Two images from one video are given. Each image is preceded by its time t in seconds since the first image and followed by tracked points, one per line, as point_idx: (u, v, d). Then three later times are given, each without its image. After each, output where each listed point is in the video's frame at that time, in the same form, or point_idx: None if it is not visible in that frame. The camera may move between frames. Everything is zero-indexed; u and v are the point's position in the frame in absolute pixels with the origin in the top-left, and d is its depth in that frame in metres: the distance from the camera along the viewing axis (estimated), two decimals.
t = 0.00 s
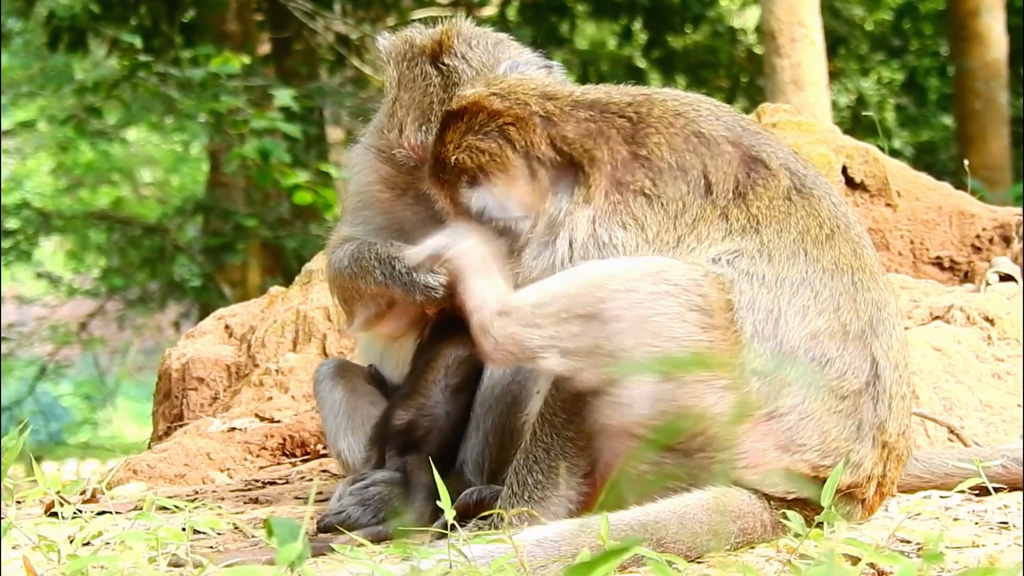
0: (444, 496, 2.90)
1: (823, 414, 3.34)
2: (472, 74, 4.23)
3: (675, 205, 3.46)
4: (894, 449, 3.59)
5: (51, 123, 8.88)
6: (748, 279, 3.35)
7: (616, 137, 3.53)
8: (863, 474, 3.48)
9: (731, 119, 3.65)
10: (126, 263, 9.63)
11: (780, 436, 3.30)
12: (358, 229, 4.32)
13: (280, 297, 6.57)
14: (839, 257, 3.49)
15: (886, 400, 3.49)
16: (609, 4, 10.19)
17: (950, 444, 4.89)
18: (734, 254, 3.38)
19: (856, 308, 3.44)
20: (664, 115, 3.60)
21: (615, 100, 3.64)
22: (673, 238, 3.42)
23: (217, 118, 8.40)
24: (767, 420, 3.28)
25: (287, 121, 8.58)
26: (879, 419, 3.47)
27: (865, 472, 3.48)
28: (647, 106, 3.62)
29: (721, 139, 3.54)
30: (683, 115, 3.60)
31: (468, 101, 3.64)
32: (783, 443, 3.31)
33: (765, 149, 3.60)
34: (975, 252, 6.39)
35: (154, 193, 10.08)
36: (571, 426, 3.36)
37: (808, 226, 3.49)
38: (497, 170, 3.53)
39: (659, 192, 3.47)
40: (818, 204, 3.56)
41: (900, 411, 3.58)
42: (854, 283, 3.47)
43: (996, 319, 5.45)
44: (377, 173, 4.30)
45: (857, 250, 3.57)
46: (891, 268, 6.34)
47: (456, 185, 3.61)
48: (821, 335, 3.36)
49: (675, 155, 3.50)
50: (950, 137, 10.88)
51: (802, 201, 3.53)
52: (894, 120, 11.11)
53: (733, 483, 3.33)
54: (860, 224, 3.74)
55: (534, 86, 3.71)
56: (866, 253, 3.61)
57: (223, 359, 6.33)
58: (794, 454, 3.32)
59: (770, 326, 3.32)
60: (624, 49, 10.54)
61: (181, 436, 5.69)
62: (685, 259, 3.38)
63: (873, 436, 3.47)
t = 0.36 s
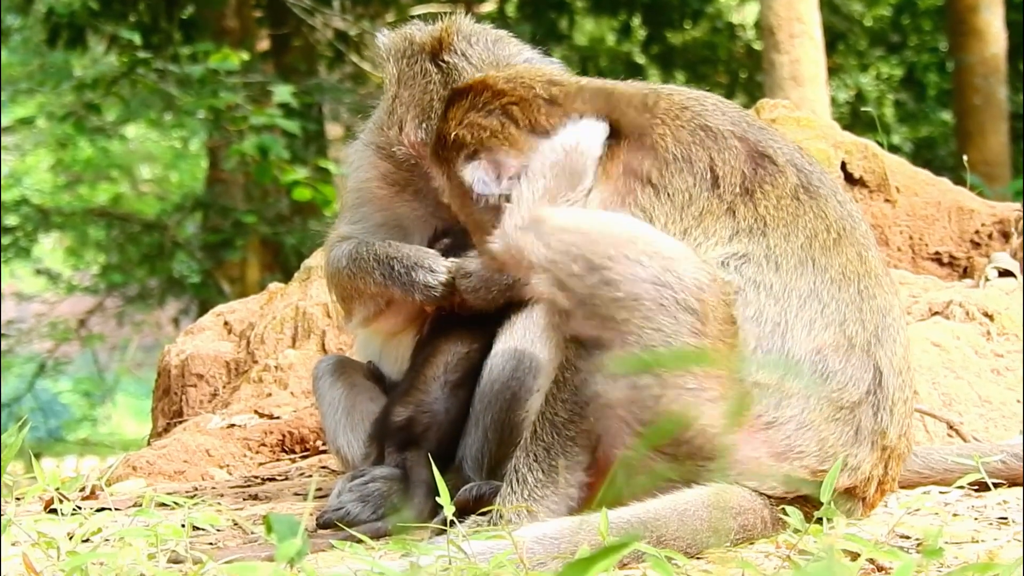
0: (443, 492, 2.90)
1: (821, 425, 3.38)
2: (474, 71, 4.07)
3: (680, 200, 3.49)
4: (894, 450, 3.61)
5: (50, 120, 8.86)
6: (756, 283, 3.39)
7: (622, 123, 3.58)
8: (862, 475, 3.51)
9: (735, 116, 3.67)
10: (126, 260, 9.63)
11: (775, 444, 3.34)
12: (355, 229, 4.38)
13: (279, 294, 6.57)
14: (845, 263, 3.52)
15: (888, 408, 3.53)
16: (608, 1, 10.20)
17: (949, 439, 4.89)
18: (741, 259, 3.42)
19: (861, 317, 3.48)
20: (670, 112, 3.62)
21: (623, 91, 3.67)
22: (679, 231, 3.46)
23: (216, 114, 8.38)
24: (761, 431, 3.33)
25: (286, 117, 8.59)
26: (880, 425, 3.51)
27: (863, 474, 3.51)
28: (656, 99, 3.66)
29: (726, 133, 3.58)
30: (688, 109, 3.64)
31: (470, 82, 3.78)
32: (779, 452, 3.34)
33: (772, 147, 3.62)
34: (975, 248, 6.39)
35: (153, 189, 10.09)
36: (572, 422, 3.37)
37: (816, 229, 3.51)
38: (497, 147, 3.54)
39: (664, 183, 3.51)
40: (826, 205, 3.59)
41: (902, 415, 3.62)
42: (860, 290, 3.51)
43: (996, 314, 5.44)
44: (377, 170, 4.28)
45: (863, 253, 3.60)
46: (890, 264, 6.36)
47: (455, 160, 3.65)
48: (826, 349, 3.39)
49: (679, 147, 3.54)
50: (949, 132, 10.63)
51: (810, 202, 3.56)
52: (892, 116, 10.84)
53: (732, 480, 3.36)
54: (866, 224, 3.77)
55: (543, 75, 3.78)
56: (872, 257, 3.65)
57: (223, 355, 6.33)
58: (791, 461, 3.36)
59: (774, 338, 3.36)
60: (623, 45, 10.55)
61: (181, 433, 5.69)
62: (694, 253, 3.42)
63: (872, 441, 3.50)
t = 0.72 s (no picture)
0: (445, 489, 2.90)
1: (831, 414, 3.37)
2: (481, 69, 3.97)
3: (679, 193, 3.48)
4: (897, 444, 3.62)
5: (51, 116, 8.86)
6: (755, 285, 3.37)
7: (622, 112, 3.58)
8: (868, 469, 3.52)
9: (741, 111, 3.69)
10: (127, 256, 9.59)
11: (786, 433, 3.34)
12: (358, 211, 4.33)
13: (281, 290, 6.57)
14: (846, 253, 3.52)
15: (892, 397, 3.53)
16: None
17: (950, 437, 4.87)
18: (742, 248, 3.42)
19: (863, 304, 3.48)
20: (672, 104, 3.63)
21: (627, 82, 3.69)
22: (680, 226, 3.46)
23: (218, 110, 8.40)
24: (768, 415, 3.32)
25: (287, 114, 8.61)
26: (886, 416, 3.52)
27: (869, 468, 3.52)
28: (658, 92, 3.67)
29: (729, 126, 3.59)
30: (692, 102, 3.64)
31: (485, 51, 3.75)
32: (790, 441, 3.34)
33: (773, 139, 3.64)
34: (976, 245, 6.37)
35: (155, 186, 10.06)
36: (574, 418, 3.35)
37: (818, 221, 3.52)
38: (495, 117, 3.57)
39: (659, 175, 3.50)
40: (828, 199, 3.60)
41: (903, 409, 3.62)
42: (861, 279, 3.50)
43: (997, 311, 5.44)
44: (378, 164, 4.27)
45: (864, 246, 3.60)
46: (891, 261, 6.35)
47: (454, 121, 3.64)
48: (829, 337, 3.39)
49: (678, 138, 3.54)
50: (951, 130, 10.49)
51: (813, 194, 3.57)
52: (893, 113, 10.83)
53: (735, 476, 3.35)
54: (868, 218, 3.78)
55: (556, 55, 3.80)
56: (875, 251, 3.65)
57: (224, 352, 6.34)
58: (799, 450, 3.36)
59: (776, 329, 3.35)
60: (624, 42, 10.54)
61: (182, 429, 5.69)
62: (692, 249, 3.42)
63: (879, 434, 3.51)
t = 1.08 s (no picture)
0: (443, 488, 2.90)
1: (819, 420, 3.36)
2: (474, 68, 4.05)
3: (679, 195, 3.48)
4: (893, 445, 3.62)
5: (51, 114, 8.86)
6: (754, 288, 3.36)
7: (620, 122, 3.59)
8: (861, 471, 3.52)
9: (735, 109, 3.70)
10: (126, 254, 9.57)
11: (777, 442, 3.34)
12: (356, 217, 4.36)
13: (280, 288, 6.57)
14: (843, 256, 3.52)
15: (886, 401, 3.52)
16: None
17: (949, 435, 4.87)
18: (739, 255, 3.41)
19: (858, 312, 3.47)
20: (665, 106, 3.65)
21: (617, 91, 3.70)
22: (678, 228, 3.44)
23: (217, 109, 8.43)
24: (757, 424, 3.32)
25: (286, 112, 8.62)
26: (879, 419, 3.51)
27: (864, 469, 3.52)
28: (649, 96, 3.70)
29: (725, 125, 3.60)
30: (685, 102, 3.67)
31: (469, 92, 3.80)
32: (781, 450, 3.35)
33: (770, 141, 3.63)
34: (975, 244, 6.38)
35: (154, 184, 10.06)
36: (570, 420, 3.38)
37: (814, 222, 3.51)
38: (500, 155, 3.59)
39: (661, 179, 3.50)
40: (823, 199, 3.59)
41: (900, 410, 3.62)
42: (858, 283, 3.50)
43: (996, 310, 5.45)
44: (377, 165, 4.28)
45: (860, 246, 3.60)
46: (890, 259, 6.35)
47: (459, 172, 3.71)
48: (823, 343, 3.39)
49: (678, 139, 3.55)
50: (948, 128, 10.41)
51: (807, 195, 3.56)
52: (892, 111, 10.85)
53: (734, 475, 3.37)
54: (862, 216, 3.78)
55: (540, 78, 3.79)
56: (870, 250, 3.64)
57: (223, 350, 6.34)
58: (793, 458, 3.37)
59: (773, 329, 3.34)
60: (623, 40, 10.51)
61: (181, 427, 5.69)
62: (687, 250, 3.41)
63: (872, 435, 3.50)
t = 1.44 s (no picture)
0: (442, 488, 2.90)
1: (822, 412, 3.38)
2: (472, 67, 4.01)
3: (670, 197, 3.49)
4: (892, 442, 3.62)
5: (49, 112, 8.86)
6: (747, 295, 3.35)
7: (610, 122, 3.57)
8: (860, 469, 3.52)
9: (731, 111, 3.68)
10: (123, 253, 9.54)
11: (777, 433, 3.35)
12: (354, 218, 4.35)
13: (277, 287, 6.56)
14: (839, 250, 3.51)
15: (884, 395, 3.52)
16: None
17: (947, 435, 4.88)
18: (734, 247, 3.42)
19: (856, 303, 3.47)
20: (660, 108, 3.62)
21: (613, 90, 3.66)
22: (671, 227, 3.47)
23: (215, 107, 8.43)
24: (759, 419, 3.33)
25: (284, 110, 8.62)
26: (876, 414, 3.51)
27: (862, 466, 3.52)
28: (645, 96, 3.66)
29: (719, 128, 3.59)
30: (679, 105, 3.64)
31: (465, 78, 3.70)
32: (782, 439, 3.35)
33: (765, 140, 3.63)
34: (973, 243, 6.38)
35: (151, 182, 10.05)
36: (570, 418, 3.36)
37: (808, 218, 3.52)
38: (487, 149, 3.53)
39: (652, 180, 3.51)
40: (818, 196, 3.59)
41: (897, 406, 3.61)
42: (855, 277, 3.50)
43: (993, 310, 5.45)
44: (375, 163, 4.27)
45: (857, 242, 3.60)
46: (888, 259, 6.35)
47: (447, 158, 3.61)
48: (822, 336, 3.39)
49: (669, 142, 3.54)
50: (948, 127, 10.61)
51: (802, 192, 3.56)
52: (891, 111, 10.78)
53: (730, 475, 3.37)
54: (859, 213, 3.78)
55: (537, 71, 3.75)
56: (867, 246, 3.64)
57: (220, 348, 6.34)
58: (792, 449, 3.37)
59: (767, 332, 3.34)
60: (621, 40, 10.51)
61: (178, 426, 5.69)
62: (683, 249, 3.43)
63: (871, 431, 3.51)
